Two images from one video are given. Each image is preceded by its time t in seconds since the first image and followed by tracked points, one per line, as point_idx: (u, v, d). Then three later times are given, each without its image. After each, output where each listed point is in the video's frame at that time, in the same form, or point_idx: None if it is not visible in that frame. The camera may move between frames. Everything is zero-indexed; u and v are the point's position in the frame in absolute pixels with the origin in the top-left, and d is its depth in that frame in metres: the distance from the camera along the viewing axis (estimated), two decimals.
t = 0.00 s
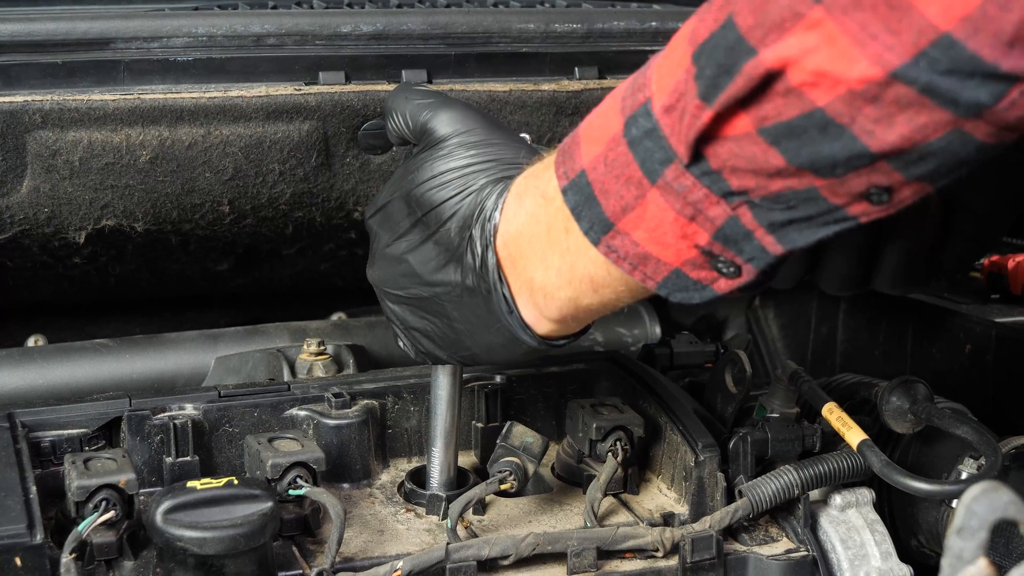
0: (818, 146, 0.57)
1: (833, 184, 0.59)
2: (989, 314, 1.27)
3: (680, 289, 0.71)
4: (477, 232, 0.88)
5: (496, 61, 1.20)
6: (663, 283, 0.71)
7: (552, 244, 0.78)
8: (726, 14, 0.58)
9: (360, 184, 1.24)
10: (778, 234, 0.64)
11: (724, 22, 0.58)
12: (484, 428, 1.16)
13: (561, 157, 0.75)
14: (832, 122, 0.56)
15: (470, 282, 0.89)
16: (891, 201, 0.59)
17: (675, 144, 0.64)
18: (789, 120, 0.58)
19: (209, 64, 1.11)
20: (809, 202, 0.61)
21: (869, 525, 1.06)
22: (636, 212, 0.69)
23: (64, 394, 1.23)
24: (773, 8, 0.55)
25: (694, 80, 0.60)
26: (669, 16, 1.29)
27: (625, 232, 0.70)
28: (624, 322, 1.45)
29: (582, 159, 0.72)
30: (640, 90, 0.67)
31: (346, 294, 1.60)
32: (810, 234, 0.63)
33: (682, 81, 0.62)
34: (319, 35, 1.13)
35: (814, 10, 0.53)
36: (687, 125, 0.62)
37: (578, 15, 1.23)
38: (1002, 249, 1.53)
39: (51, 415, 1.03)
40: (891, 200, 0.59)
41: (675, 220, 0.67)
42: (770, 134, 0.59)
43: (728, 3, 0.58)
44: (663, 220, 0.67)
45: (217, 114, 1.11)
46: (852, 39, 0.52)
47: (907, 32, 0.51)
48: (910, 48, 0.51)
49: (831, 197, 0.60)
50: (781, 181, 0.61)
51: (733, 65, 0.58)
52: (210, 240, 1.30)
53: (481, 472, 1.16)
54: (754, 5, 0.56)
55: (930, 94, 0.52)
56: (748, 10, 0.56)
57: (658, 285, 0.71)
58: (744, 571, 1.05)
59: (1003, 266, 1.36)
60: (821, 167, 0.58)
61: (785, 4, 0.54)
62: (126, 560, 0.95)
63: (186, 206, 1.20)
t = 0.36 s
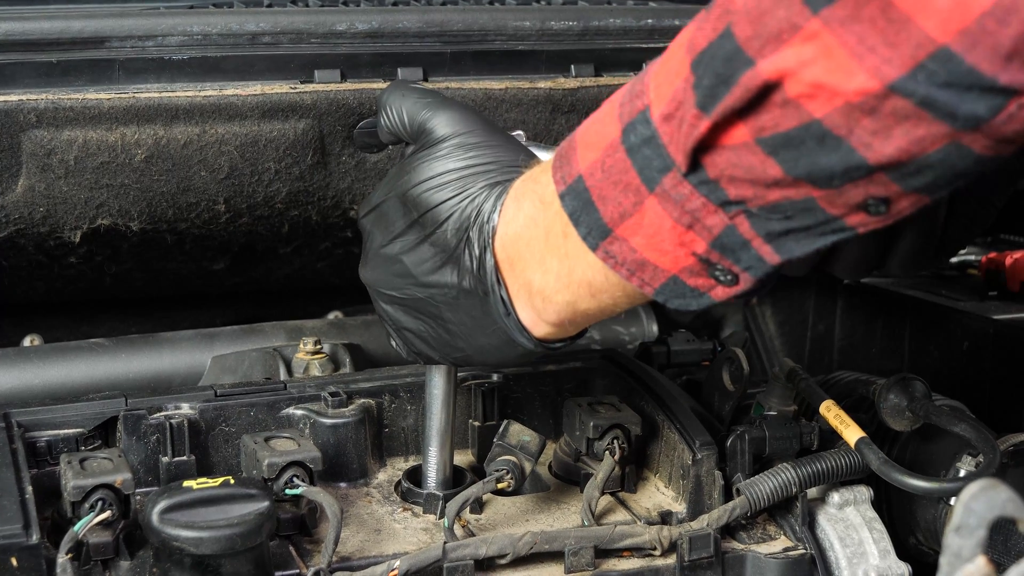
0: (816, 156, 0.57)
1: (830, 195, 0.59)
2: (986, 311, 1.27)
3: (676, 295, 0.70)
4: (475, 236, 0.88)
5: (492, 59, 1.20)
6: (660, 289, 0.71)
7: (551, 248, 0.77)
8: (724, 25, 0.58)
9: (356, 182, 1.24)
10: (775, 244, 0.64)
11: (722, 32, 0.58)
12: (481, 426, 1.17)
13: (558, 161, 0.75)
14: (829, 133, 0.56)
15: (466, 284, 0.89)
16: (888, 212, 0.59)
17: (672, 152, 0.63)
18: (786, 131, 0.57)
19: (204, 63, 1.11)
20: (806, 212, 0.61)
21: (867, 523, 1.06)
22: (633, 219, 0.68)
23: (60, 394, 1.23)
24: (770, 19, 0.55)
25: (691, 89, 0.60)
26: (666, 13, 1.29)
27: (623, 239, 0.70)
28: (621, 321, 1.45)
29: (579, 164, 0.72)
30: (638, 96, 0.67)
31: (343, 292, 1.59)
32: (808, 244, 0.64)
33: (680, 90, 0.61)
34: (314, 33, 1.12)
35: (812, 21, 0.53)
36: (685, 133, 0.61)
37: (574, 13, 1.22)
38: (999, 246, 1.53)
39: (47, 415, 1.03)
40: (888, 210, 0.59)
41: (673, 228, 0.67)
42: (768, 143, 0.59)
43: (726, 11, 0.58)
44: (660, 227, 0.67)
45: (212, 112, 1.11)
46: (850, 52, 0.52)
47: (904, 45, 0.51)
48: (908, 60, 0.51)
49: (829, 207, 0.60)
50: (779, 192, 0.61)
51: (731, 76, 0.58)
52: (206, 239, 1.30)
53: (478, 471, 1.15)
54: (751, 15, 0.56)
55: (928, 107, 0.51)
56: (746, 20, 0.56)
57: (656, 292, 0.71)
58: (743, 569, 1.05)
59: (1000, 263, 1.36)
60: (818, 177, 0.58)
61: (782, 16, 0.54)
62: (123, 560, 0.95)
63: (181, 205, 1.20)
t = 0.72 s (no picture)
0: (828, 185, 0.59)
1: (842, 219, 0.61)
2: (986, 309, 1.27)
3: (686, 312, 0.71)
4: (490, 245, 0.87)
5: (489, 59, 1.20)
6: (670, 305, 0.72)
7: (561, 261, 0.78)
8: (734, 49, 0.59)
9: (354, 182, 1.24)
10: (786, 266, 0.65)
11: (732, 56, 0.59)
12: (481, 427, 1.17)
13: (568, 178, 0.76)
14: (841, 160, 0.57)
15: (476, 295, 0.89)
16: (898, 234, 0.61)
17: (682, 174, 0.65)
18: (798, 157, 0.59)
19: (202, 64, 1.11)
20: (817, 234, 0.63)
21: (866, 523, 1.06)
22: (643, 238, 0.69)
23: (59, 395, 1.23)
24: (782, 47, 0.56)
25: (701, 113, 0.61)
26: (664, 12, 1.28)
27: (632, 256, 0.71)
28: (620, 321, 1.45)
29: (588, 181, 0.73)
30: (647, 116, 0.68)
31: (341, 293, 1.59)
32: (819, 265, 0.65)
33: (689, 114, 0.63)
34: (312, 34, 1.12)
35: (823, 51, 0.54)
36: (696, 157, 0.63)
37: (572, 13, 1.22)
38: (998, 246, 1.53)
39: (45, 417, 1.03)
40: (898, 233, 0.61)
41: (684, 247, 0.68)
42: (779, 168, 0.60)
43: (735, 36, 0.59)
44: (671, 246, 0.68)
45: (211, 113, 1.11)
46: (861, 82, 0.54)
47: (917, 75, 0.52)
48: (920, 90, 0.52)
49: (839, 229, 0.62)
50: (792, 215, 0.62)
51: (742, 101, 0.59)
52: (204, 240, 1.30)
53: (477, 472, 1.15)
54: (761, 42, 0.57)
55: (940, 136, 0.53)
56: (756, 47, 0.57)
57: (666, 307, 0.72)
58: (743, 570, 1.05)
59: (999, 261, 1.36)
60: (830, 202, 0.60)
61: (794, 44, 0.55)
62: (122, 562, 0.95)
63: (179, 206, 1.20)
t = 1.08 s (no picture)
0: (864, 218, 0.60)
1: (876, 245, 0.62)
2: (986, 311, 1.27)
3: (715, 330, 0.73)
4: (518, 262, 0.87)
5: (490, 61, 1.21)
6: (700, 323, 0.74)
7: (586, 279, 0.80)
8: (765, 84, 0.61)
9: (354, 184, 1.24)
10: (820, 290, 0.67)
11: (764, 91, 0.61)
12: (481, 428, 1.17)
13: (592, 199, 0.78)
14: (877, 195, 0.58)
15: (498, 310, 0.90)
16: (934, 260, 0.61)
17: (715, 204, 0.66)
18: (833, 192, 0.60)
19: (202, 67, 1.11)
20: (852, 261, 0.64)
21: (867, 523, 1.06)
22: (673, 263, 0.71)
23: (59, 397, 1.23)
24: (816, 84, 0.58)
25: (735, 147, 0.63)
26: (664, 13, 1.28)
27: (662, 279, 0.72)
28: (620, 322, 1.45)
29: (614, 206, 0.75)
30: (674, 145, 0.70)
31: (341, 295, 1.60)
32: (852, 290, 0.66)
33: (720, 146, 0.64)
34: (312, 36, 1.12)
35: (861, 91, 0.55)
36: (729, 191, 0.64)
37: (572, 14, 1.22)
38: (998, 247, 1.53)
39: (46, 418, 1.03)
40: (934, 258, 0.61)
41: (715, 273, 0.69)
42: (814, 202, 0.62)
43: (768, 71, 0.61)
44: (701, 270, 0.70)
45: (211, 116, 1.11)
46: (898, 121, 0.55)
47: (955, 115, 0.53)
48: (959, 129, 0.53)
49: (873, 257, 0.63)
50: (824, 244, 0.64)
51: (777, 138, 0.61)
52: (204, 243, 1.29)
53: (478, 473, 1.16)
54: (794, 79, 0.59)
55: (980, 173, 0.54)
56: (789, 85, 0.59)
57: (696, 325, 0.74)
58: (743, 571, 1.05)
59: (1000, 263, 1.36)
60: (867, 233, 0.61)
61: (829, 83, 0.57)
62: (123, 563, 0.95)
63: (180, 208, 1.20)
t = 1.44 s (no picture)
0: (902, 214, 0.59)
1: (911, 237, 0.60)
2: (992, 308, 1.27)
3: (747, 324, 0.72)
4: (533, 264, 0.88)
5: (496, 59, 1.21)
6: (731, 317, 0.72)
7: (608, 279, 0.80)
8: (794, 84, 0.60)
9: (360, 183, 1.24)
10: (856, 283, 0.65)
11: (793, 91, 0.60)
12: (487, 426, 1.17)
13: (612, 201, 0.77)
14: (916, 192, 0.57)
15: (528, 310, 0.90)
16: (970, 246, 0.60)
17: (744, 206, 0.65)
18: (868, 191, 0.59)
19: (208, 66, 1.11)
20: (887, 254, 0.63)
21: (873, 521, 1.06)
22: (702, 262, 0.70)
23: (67, 395, 1.23)
24: (850, 85, 0.56)
25: (765, 149, 0.61)
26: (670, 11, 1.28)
27: (690, 278, 0.71)
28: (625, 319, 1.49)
29: (638, 207, 0.74)
30: (699, 145, 0.69)
31: (346, 294, 1.60)
32: (888, 281, 0.65)
33: (750, 148, 0.63)
34: (318, 34, 1.13)
35: (899, 91, 0.54)
36: (760, 194, 0.63)
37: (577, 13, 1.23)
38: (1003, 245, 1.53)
39: (53, 417, 1.03)
40: (968, 246, 0.60)
41: (745, 271, 0.68)
42: (849, 201, 0.60)
43: (797, 68, 0.60)
44: (731, 268, 0.68)
45: (218, 114, 1.11)
46: (937, 120, 0.53)
47: (995, 113, 0.51)
48: (999, 125, 0.52)
49: (911, 249, 0.61)
50: (860, 239, 0.62)
51: (810, 140, 0.59)
52: (211, 241, 1.30)
53: (484, 471, 1.16)
54: (825, 78, 0.57)
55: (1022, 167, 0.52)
56: (819, 85, 0.58)
57: (726, 319, 0.73)
58: (749, 569, 1.05)
59: (1005, 260, 1.36)
60: (905, 229, 0.59)
61: (863, 83, 0.55)
62: (131, 561, 0.95)
63: (187, 206, 1.20)
